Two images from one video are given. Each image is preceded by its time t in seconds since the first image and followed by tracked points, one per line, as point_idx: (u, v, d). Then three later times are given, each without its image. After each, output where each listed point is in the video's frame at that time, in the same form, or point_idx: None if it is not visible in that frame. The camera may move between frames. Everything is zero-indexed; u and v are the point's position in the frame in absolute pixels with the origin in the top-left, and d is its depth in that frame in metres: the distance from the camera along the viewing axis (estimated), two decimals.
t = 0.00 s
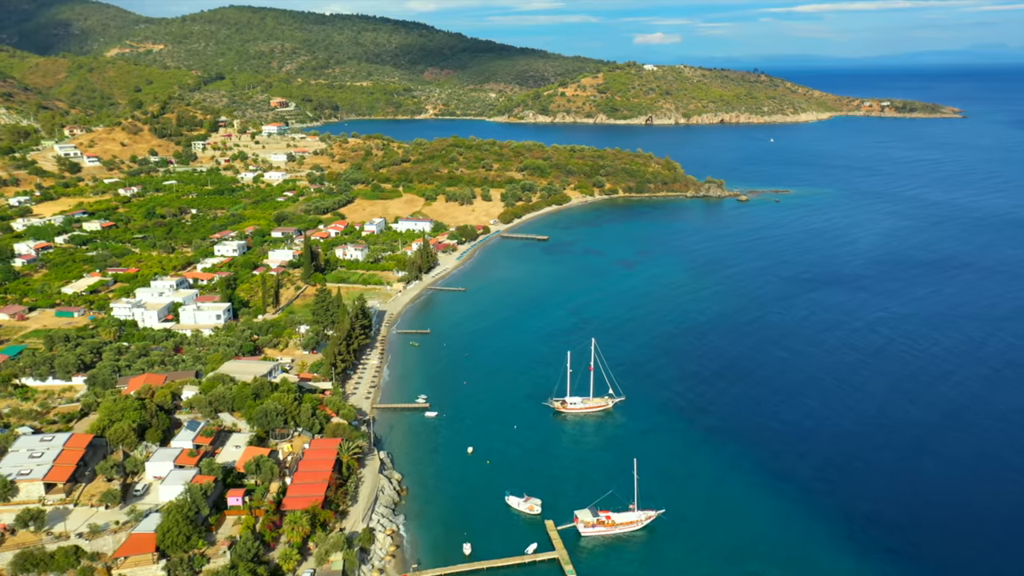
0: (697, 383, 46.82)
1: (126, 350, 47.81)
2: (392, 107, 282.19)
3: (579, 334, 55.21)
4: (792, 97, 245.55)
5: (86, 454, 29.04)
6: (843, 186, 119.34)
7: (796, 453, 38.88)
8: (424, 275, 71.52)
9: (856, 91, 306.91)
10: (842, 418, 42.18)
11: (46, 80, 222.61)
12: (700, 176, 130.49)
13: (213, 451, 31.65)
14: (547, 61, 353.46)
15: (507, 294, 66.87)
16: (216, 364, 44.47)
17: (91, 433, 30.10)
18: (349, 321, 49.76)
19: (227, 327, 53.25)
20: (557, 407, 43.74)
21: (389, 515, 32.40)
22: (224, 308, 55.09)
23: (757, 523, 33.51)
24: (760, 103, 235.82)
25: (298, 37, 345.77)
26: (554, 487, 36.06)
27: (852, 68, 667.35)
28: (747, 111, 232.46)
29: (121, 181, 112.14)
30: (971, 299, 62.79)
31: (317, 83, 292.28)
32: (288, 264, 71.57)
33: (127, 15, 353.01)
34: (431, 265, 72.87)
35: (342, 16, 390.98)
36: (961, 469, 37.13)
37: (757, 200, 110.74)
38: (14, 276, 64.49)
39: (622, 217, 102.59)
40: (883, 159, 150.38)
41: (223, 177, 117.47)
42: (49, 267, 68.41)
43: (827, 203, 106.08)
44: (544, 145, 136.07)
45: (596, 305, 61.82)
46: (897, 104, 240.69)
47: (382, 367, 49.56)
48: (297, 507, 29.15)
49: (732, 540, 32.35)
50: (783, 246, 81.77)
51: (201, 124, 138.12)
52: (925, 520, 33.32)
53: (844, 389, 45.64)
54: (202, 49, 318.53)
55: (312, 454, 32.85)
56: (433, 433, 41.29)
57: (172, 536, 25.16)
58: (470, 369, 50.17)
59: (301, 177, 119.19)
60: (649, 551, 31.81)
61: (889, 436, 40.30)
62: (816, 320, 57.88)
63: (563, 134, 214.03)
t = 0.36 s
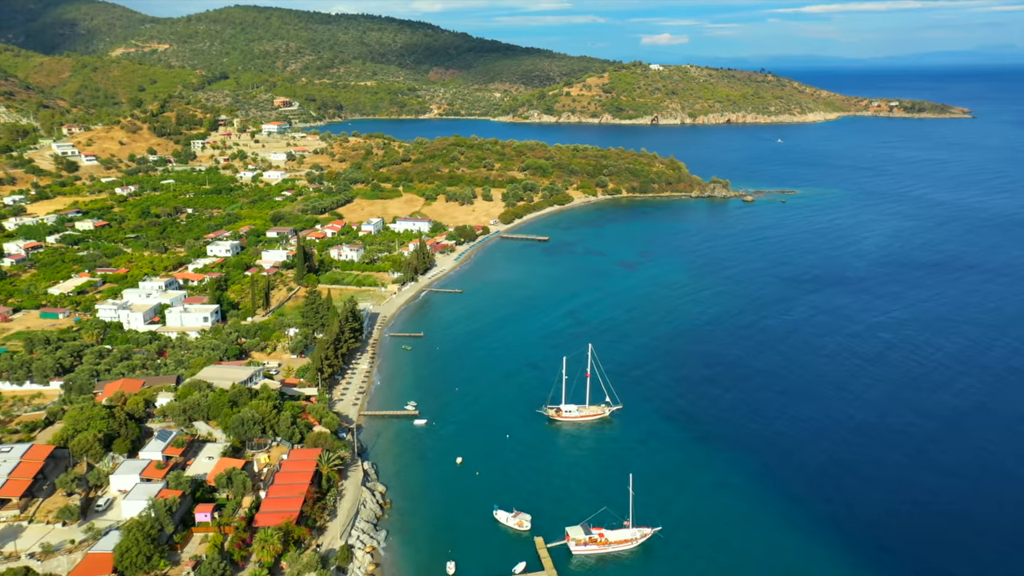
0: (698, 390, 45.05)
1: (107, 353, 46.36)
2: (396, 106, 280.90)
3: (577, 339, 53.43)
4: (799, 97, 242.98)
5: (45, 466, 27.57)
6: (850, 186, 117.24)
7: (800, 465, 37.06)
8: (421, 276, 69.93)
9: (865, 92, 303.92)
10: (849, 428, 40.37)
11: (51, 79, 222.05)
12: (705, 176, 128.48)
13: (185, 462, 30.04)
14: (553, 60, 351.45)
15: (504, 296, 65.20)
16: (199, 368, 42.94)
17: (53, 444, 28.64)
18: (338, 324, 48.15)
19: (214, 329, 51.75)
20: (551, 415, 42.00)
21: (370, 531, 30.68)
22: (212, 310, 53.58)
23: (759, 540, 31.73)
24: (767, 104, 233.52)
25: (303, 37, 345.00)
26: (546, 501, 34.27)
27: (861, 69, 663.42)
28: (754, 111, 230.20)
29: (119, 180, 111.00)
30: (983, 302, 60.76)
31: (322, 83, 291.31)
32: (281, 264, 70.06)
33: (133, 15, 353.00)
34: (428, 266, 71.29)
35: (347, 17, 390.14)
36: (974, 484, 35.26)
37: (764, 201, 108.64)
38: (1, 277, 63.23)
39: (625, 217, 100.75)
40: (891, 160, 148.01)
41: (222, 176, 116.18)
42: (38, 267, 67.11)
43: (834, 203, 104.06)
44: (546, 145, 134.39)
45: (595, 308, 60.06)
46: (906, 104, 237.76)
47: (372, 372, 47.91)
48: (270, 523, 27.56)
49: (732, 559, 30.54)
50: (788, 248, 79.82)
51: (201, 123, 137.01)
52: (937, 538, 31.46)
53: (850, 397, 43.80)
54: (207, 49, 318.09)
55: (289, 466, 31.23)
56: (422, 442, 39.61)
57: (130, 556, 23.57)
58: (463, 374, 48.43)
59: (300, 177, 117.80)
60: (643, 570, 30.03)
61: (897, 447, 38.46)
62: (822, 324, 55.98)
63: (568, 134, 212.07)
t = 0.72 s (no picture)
0: (700, 399, 43.30)
1: (88, 357, 44.88)
2: (401, 106, 279.63)
3: (575, 344, 51.69)
4: (807, 97, 240.21)
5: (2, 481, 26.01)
6: (858, 186, 115.10)
7: (807, 480, 35.29)
8: (417, 278, 68.31)
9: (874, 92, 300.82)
10: (858, 440, 38.58)
11: (55, 78, 221.32)
12: (710, 176, 126.46)
13: (153, 475, 28.40)
14: (559, 59, 349.36)
15: (502, 298, 63.52)
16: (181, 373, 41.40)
17: (11, 457, 27.08)
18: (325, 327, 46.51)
19: (200, 333, 50.24)
20: (546, 424, 40.27)
21: (351, 548, 29.00)
22: (199, 312, 52.02)
23: (761, 561, 30.06)
24: (774, 103, 231.14)
25: (308, 37, 344.05)
26: (538, 517, 32.55)
27: (868, 69, 658.69)
28: (761, 111, 227.95)
29: (117, 179, 109.85)
30: (997, 306, 58.75)
31: (326, 82, 290.25)
32: (275, 265, 68.54)
33: (139, 15, 352.91)
34: (424, 267, 69.68)
35: (352, 16, 389.14)
36: (990, 501, 33.43)
37: (770, 201, 106.58)
38: None
39: (628, 217, 98.94)
40: (900, 160, 145.57)
41: (220, 176, 114.84)
42: (27, 268, 65.77)
43: (842, 204, 102.03)
44: (550, 144, 132.54)
45: (595, 312, 58.34)
46: (916, 104, 234.66)
47: (361, 378, 46.27)
48: (240, 542, 25.86)
49: None
50: (794, 249, 77.96)
51: (201, 122, 135.85)
52: (949, 560, 29.78)
53: (860, 408, 41.97)
54: (212, 49, 317.49)
55: (265, 479, 29.56)
56: (411, 452, 37.96)
57: None
58: (456, 381, 46.75)
59: (300, 176, 116.37)
60: None
61: (909, 461, 36.66)
62: (830, 329, 54.14)
63: (573, 134, 210.12)
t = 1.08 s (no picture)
0: (703, 407, 41.53)
1: (69, 361, 43.39)
2: (406, 105, 278.22)
3: (574, 348, 49.92)
4: (816, 96, 237.47)
5: None
6: (868, 186, 112.78)
7: (815, 495, 33.44)
8: (414, 278, 66.65)
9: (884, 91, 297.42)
10: (869, 451, 36.76)
11: (60, 77, 220.71)
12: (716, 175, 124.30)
13: (118, 489, 26.77)
14: (566, 58, 347.17)
15: (501, 299, 61.78)
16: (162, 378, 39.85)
17: None
18: (314, 330, 44.87)
19: (186, 335, 48.70)
20: (541, 433, 38.47)
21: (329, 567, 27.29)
22: (186, 314, 50.46)
23: None
24: (783, 102, 228.54)
25: (314, 36, 343.11)
26: (529, 533, 30.86)
27: (876, 68, 654.32)
28: (770, 110, 225.51)
29: (115, 178, 108.73)
30: (1013, 310, 56.70)
31: (332, 81, 289.17)
32: (269, 265, 67.01)
33: (147, 15, 352.87)
34: (422, 267, 68.03)
35: (359, 16, 388.17)
36: (1008, 518, 31.55)
37: (778, 200, 104.43)
38: None
39: (632, 217, 97.05)
40: (911, 159, 143.07)
41: (220, 174, 113.53)
42: (16, 267, 64.44)
43: (852, 203, 99.82)
44: (554, 143, 130.58)
45: (596, 314, 56.47)
46: (926, 103, 231.62)
47: (351, 383, 44.58)
48: (206, 562, 24.22)
49: None
50: (802, 249, 75.94)
51: (202, 120, 134.66)
52: None
53: (870, 417, 40.14)
54: (219, 48, 316.88)
55: (238, 493, 27.91)
56: (399, 463, 36.21)
57: None
58: (449, 386, 45.05)
59: (300, 175, 114.95)
60: None
61: (923, 474, 34.81)
62: (839, 333, 52.24)
63: (579, 133, 207.97)
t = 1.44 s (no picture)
0: (706, 414, 39.80)
1: (48, 364, 41.85)
2: (411, 104, 276.84)
3: (574, 351, 48.17)
4: (825, 95, 234.55)
5: None
6: (878, 185, 110.48)
7: (825, 509, 31.69)
8: (411, 280, 64.98)
9: (895, 90, 293.77)
10: (881, 462, 34.97)
11: (66, 77, 220.44)
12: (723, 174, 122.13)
13: (79, 505, 25.30)
14: (573, 57, 344.95)
15: (499, 301, 60.09)
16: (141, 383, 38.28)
17: None
18: (302, 334, 43.24)
19: (172, 338, 47.13)
20: (536, 443, 36.76)
21: None
22: (173, 316, 48.90)
23: None
24: (792, 101, 225.85)
25: (320, 35, 342.02)
26: (519, 552, 29.30)
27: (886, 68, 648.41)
28: (778, 109, 222.85)
29: (114, 176, 107.57)
30: None
31: (337, 81, 288.05)
32: (262, 265, 65.44)
33: (154, 15, 353.05)
34: (419, 268, 66.35)
35: (365, 15, 387.25)
36: None
37: (787, 200, 102.22)
38: None
39: (637, 217, 95.15)
40: (922, 158, 140.48)
41: (220, 173, 112.29)
42: (5, 267, 63.15)
43: (862, 203, 97.58)
44: (558, 141, 128.77)
45: (597, 317, 54.64)
46: (938, 102, 228.25)
47: (340, 389, 42.94)
48: None
49: None
50: (811, 250, 73.87)
51: (203, 119, 133.59)
52: None
53: (882, 426, 38.29)
54: (225, 47, 316.35)
55: (208, 510, 26.24)
56: (386, 474, 34.60)
57: None
58: (442, 391, 43.38)
59: (301, 174, 113.61)
60: None
61: (938, 487, 33.00)
62: (849, 336, 50.32)
63: (585, 132, 205.91)
